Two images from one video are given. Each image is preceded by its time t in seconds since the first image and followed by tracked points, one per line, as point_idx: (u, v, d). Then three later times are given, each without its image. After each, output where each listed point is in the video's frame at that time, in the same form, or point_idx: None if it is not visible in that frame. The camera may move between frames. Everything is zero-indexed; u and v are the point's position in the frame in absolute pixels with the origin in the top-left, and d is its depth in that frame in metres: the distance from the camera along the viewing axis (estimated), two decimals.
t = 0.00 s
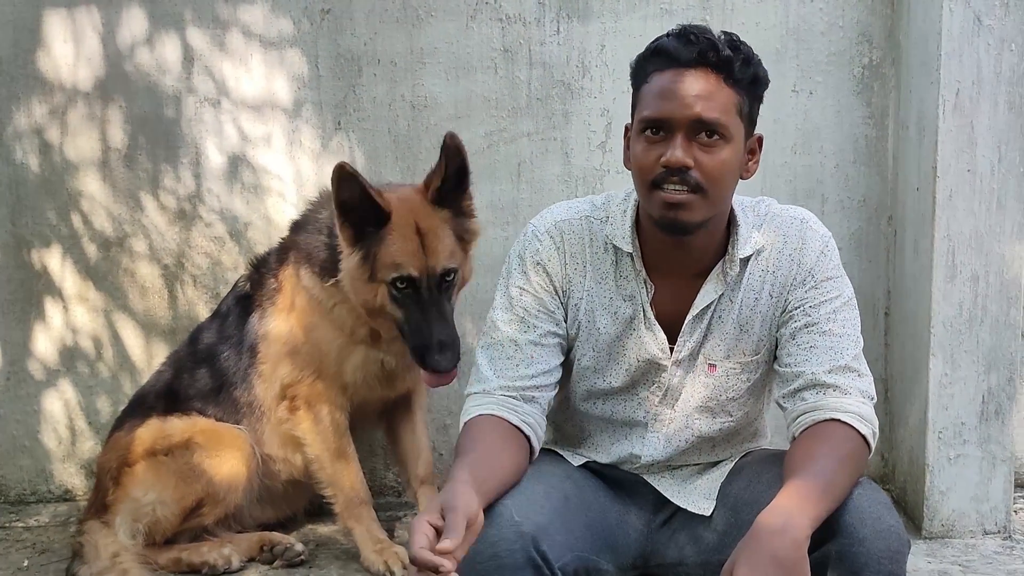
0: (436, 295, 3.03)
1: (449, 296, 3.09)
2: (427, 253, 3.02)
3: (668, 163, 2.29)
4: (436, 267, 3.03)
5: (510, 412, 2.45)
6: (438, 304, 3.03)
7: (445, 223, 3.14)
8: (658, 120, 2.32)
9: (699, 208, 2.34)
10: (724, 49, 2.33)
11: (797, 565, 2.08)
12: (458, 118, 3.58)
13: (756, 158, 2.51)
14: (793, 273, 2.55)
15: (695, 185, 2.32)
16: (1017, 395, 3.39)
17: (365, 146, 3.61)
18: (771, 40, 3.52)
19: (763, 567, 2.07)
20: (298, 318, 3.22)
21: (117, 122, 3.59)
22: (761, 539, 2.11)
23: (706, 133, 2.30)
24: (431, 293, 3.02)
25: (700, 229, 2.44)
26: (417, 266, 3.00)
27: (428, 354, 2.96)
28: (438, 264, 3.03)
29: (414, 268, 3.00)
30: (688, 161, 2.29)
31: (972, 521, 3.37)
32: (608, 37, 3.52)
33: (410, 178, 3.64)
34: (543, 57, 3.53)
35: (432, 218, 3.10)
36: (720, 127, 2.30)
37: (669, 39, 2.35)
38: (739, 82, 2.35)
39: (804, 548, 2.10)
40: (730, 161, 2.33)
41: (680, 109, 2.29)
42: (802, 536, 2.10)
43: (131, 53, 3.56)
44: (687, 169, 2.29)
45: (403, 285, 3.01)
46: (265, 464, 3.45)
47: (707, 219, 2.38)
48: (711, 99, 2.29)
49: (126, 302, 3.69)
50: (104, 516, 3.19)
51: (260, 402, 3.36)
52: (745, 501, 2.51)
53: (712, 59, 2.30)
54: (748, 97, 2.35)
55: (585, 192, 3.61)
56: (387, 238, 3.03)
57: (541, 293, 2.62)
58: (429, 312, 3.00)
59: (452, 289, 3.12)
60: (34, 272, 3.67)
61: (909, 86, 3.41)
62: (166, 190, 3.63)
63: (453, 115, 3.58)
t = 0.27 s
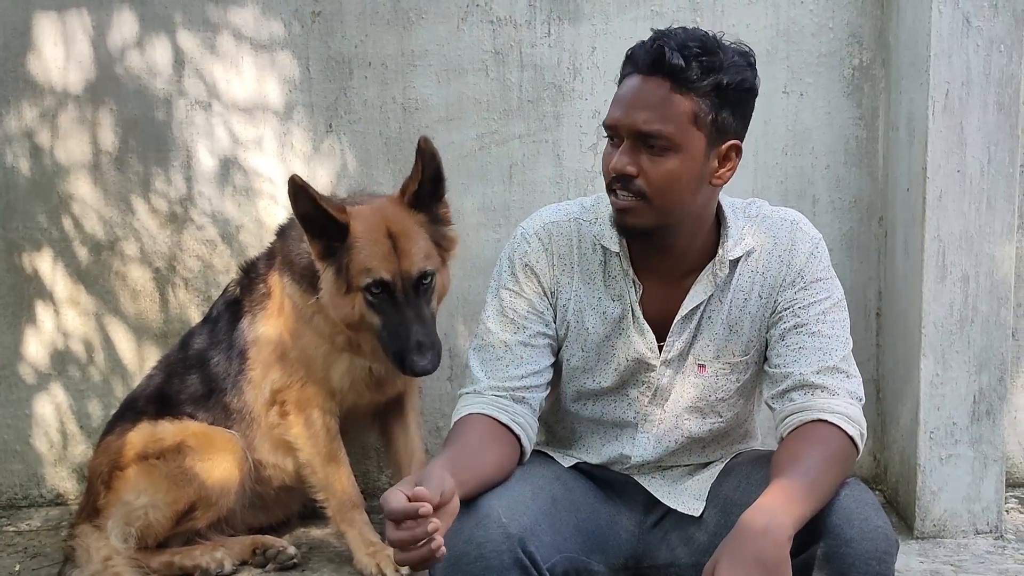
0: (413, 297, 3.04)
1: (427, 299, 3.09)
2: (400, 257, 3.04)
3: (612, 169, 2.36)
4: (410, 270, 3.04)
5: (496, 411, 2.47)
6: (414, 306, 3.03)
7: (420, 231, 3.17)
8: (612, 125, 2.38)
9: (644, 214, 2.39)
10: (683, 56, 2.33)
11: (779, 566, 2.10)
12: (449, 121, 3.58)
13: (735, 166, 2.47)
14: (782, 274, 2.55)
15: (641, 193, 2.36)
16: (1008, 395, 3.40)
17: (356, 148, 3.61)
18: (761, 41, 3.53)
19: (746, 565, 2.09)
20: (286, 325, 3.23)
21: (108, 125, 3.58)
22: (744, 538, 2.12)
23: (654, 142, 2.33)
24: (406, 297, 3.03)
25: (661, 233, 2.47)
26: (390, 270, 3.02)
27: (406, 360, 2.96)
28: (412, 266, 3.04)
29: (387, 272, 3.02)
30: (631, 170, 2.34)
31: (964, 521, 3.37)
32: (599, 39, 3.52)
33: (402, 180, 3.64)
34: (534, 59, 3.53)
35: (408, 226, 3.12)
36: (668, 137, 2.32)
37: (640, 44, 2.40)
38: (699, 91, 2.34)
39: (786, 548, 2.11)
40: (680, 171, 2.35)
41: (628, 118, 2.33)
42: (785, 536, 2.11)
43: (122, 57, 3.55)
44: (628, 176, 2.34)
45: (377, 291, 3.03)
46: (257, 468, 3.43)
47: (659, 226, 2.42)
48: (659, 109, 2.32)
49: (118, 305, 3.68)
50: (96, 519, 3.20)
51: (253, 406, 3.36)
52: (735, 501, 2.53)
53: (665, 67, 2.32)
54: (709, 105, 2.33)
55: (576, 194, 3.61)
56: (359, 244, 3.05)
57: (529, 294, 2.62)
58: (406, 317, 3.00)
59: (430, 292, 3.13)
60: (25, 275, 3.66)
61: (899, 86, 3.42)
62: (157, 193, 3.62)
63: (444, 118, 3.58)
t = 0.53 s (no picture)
0: (404, 347, 3.00)
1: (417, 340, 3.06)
2: (392, 313, 2.95)
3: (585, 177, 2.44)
4: (402, 324, 2.97)
5: (489, 408, 2.49)
6: (404, 356, 3.01)
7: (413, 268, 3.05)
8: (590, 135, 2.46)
9: (615, 220, 2.44)
10: (650, 64, 2.35)
11: (779, 565, 2.10)
12: (443, 123, 3.58)
13: (709, 173, 2.45)
14: (783, 275, 2.55)
15: (609, 201, 2.42)
16: (1003, 395, 3.40)
17: (350, 151, 3.60)
18: (754, 42, 3.53)
19: (746, 564, 2.10)
20: (275, 331, 3.19)
21: (101, 129, 3.57)
22: (745, 536, 2.13)
23: (618, 153, 2.39)
24: (396, 346, 2.99)
25: (642, 238, 2.51)
26: (381, 323, 2.95)
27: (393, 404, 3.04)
28: (404, 319, 2.98)
29: (377, 329, 2.95)
30: (597, 180, 2.41)
31: (959, 521, 3.38)
32: (592, 41, 3.52)
33: (396, 183, 3.63)
34: (527, 61, 3.53)
35: (400, 268, 2.99)
36: (628, 148, 2.36)
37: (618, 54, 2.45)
38: (659, 100, 2.35)
39: (786, 546, 2.11)
40: (644, 179, 2.39)
41: (594, 130, 2.41)
42: (784, 535, 2.12)
43: (114, 60, 3.54)
44: (597, 184, 2.41)
45: (367, 341, 2.98)
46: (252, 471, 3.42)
47: (632, 233, 2.46)
48: (620, 120, 2.37)
49: (111, 309, 3.67)
50: (89, 524, 3.20)
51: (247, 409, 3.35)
52: (731, 502, 2.52)
53: (629, 78, 2.36)
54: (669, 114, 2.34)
55: (570, 196, 3.61)
56: (348, 299, 2.94)
57: (528, 294, 2.62)
58: (395, 367, 3.01)
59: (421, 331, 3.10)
60: (18, 279, 3.65)
61: (892, 87, 3.42)
62: (150, 197, 3.61)
63: (437, 120, 3.57)
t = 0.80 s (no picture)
0: (406, 372, 2.98)
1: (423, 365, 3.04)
2: (397, 337, 2.93)
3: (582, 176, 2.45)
4: (407, 348, 2.95)
5: (489, 399, 2.48)
6: (407, 379, 2.99)
7: (422, 293, 3.01)
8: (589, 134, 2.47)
9: (614, 220, 2.45)
10: (647, 66, 2.36)
11: (776, 564, 2.10)
12: (442, 124, 3.58)
13: (707, 170, 2.44)
14: (785, 274, 2.55)
15: (607, 200, 2.43)
16: (1002, 394, 3.40)
17: (349, 152, 3.60)
18: (752, 43, 3.53)
19: (744, 562, 2.10)
20: (281, 331, 3.19)
21: (100, 131, 3.57)
22: (743, 534, 2.13)
23: (615, 152, 2.39)
24: (399, 370, 2.97)
25: (641, 236, 2.51)
26: (385, 347, 2.93)
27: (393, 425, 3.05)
28: (410, 345, 2.94)
29: (381, 351, 2.93)
30: (595, 178, 2.41)
31: (959, 520, 3.38)
32: (590, 41, 3.52)
33: (395, 184, 3.63)
34: (526, 61, 3.53)
35: (407, 292, 2.96)
36: (625, 146, 2.37)
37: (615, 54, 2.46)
38: (655, 99, 2.35)
39: (785, 545, 2.11)
40: (641, 178, 2.39)
41: (592, 130, 2.42)
42: (783, 533, 2.12)
43: (113, 61, 3.54)
44: (594, 183, 2.42)
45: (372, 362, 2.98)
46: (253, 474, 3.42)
47: (630, 231, 2.46)
48: (616, 120, 2.38)
49: (111, 311, 3.68)
50: (90, 526, 3.19)
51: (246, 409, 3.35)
52: (731, 501, 2.52)
53: (622, 76, 2.37)
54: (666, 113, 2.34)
55: (569, 196, 3.61)
56: (357, 322, 2.92)
57: (528, 290, 2.62)
58: (399, 389, 3.00)
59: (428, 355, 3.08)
60: (18, 281, 3.65)
61: (891, 86, 3.42)
62: (149, 198, 3.61)
63: (436, 120, 3.58)
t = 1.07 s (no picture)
0: (412, 381, 3.00)
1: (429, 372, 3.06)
2: (402, 346, 2.95)
3: (605, 174, 2.37)
4: (412, 356, 2.97)
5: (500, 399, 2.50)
6: (413, 389, 3.01)
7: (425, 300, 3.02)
8: (609, 130, 2.38)
9: (638, 218, 2.40)
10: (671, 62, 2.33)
11: (772, 564, 2.10)
12: (441, 126, 3.58)
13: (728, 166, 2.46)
14: (788, 275, 2.55)
15: (631, 197, 2.38)
16: (1002, 396, 3.41)
17: (348, 155, 3.60)
18: (752, 45, 3.54)
19: (740, 561, 2.11)
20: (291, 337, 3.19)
21: (99, 134, 3.57)
22: (740, 533, 2.13)
23: (641, 147, 2.34)
24: (405, 380, 3.00)
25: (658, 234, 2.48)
26: (390, 358, 2.96)
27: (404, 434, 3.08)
28: (415, 352, 2.97)
29: (387, 361, 2.96)
30: (620, 175, 2.35)
31: (958, 523, 3.38)
32: (589, 44, 3.53)
33: (395, 187, 3.63)
34: (525, 64, 3.54)
35: (410, 301, 2.97)
36: (653, 142, 2.32)
37: (631, 46, 2.39)
38: (682, 95, 2.34)
39: (781, 545, 2.12)
40: (668, 174, 2.35)
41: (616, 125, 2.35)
42: (780, 533, 2.12)
43: (113, 65, 3.54)
44: (620, 181, 2.35)
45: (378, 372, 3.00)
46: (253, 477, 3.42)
47: (653, 229, 2.43)
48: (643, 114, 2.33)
49: (110, 314, 3.67)
50: (89, 529, 3.19)
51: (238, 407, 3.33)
52: (731, 503, 2.52)
53: (650, 72, 2.32)
54: (694, 108, 2.33)
55: (569, 198, 3.61)
56: (362, 332, 2.94)
57: (530, 289, 2.63)
58: (406, 396, 3.02)
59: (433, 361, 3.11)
60: (17, 285, 3.65)
61: (890, 89, 3.43)
62: (149, 201, 3.61)
63: (436, 123, 3.58)
